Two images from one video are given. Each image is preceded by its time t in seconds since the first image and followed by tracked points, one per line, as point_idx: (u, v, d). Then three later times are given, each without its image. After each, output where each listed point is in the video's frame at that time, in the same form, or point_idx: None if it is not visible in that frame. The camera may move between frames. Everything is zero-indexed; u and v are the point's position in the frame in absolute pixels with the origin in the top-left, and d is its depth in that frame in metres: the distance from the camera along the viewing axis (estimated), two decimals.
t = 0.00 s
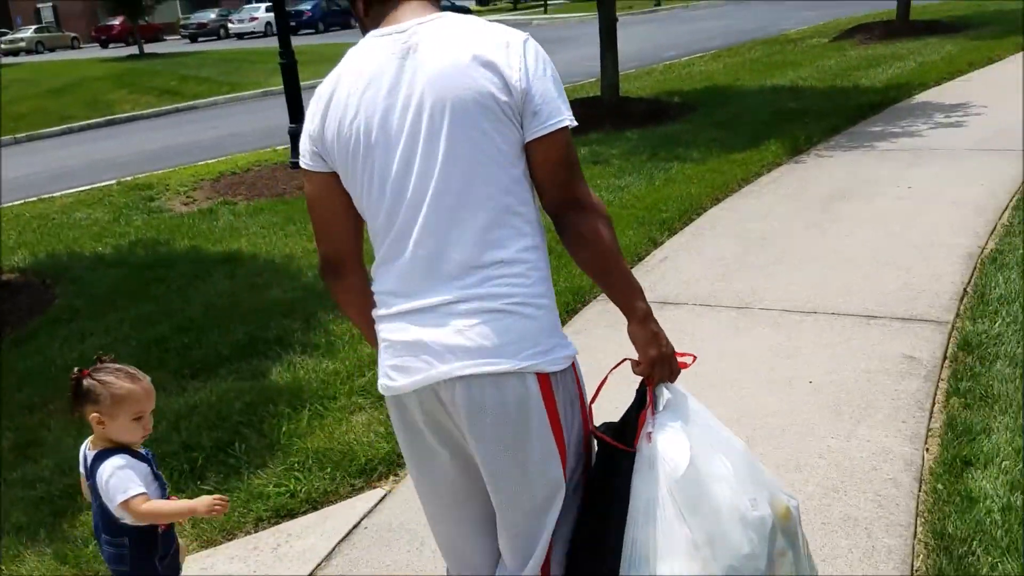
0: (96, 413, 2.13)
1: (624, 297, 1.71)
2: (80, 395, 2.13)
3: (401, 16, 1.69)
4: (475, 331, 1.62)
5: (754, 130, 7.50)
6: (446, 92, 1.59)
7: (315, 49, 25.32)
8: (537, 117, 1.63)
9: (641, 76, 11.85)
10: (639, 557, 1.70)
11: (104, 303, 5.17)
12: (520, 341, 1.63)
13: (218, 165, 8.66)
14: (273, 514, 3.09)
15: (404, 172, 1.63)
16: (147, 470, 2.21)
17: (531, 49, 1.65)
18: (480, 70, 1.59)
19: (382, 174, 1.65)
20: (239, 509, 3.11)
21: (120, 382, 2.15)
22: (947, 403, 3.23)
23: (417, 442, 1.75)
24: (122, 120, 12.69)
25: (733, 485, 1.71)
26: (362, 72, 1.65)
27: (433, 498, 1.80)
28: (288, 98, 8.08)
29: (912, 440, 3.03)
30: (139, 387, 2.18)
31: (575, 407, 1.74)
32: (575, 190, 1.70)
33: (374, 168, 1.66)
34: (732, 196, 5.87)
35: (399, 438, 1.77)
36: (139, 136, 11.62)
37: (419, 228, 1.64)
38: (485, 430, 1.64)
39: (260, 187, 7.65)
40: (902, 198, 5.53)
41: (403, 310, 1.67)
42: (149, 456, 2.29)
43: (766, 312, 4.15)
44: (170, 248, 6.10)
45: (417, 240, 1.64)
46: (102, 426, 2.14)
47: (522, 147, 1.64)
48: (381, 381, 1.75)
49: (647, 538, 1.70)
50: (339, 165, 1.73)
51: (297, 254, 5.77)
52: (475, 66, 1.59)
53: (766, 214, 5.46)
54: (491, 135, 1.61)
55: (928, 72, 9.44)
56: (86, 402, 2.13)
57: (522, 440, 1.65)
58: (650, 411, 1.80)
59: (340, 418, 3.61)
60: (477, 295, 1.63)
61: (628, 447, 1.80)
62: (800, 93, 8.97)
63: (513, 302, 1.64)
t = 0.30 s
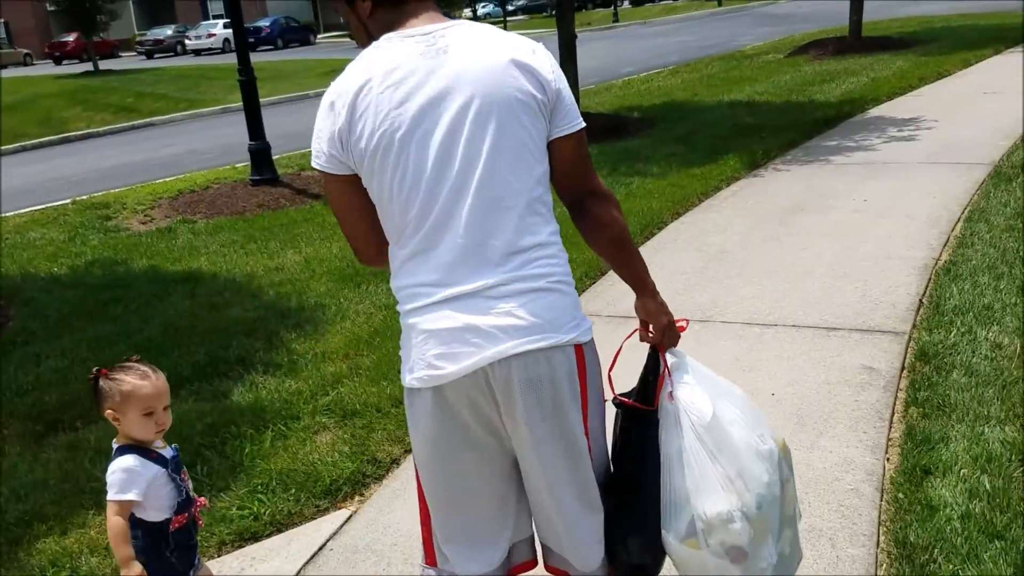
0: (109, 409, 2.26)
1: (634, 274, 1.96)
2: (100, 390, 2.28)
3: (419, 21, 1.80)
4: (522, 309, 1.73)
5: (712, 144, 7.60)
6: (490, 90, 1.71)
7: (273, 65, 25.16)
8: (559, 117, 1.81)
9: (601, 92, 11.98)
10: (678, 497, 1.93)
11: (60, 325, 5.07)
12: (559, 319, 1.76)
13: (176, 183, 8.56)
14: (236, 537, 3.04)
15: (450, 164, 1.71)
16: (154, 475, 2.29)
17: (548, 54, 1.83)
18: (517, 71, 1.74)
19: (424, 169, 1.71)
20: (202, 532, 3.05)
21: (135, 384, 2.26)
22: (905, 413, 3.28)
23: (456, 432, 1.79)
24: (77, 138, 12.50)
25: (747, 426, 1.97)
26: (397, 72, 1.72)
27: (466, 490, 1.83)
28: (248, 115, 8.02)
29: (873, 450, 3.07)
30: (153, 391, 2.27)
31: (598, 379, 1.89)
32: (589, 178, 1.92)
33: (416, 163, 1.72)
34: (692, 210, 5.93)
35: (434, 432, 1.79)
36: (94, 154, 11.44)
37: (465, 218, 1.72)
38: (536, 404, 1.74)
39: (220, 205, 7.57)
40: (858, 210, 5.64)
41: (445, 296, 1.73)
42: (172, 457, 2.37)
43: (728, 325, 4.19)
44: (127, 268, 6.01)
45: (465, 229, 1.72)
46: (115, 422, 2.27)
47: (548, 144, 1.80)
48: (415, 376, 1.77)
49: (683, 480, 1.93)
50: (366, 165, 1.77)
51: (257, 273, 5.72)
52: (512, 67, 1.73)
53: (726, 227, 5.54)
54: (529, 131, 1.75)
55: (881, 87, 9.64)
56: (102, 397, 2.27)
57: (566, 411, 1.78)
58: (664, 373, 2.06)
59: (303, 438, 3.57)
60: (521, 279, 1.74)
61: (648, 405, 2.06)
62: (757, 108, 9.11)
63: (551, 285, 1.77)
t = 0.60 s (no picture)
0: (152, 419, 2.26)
1: (661, 268, 2.10)
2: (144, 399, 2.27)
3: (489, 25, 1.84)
4: (591, 297, 1.76)
5: (697, 157, 7.66)
6: (564, 86, 1.76)
7: (257, 77, 25.12)
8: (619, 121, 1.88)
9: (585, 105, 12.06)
10: (693, 453, 2.20)
11: (43, 338, 5.02)
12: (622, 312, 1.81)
13: (160, 195, 8.52)
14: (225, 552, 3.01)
15: (525, 152, 1.73)
16: (195, 488, 2.27)
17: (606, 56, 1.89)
18: (587, 72, 1.79)
19: (498, 158, 1.74)
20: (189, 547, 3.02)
21: (175, 394, 2.24)
22: (892, 425, 3.30)
23: (523, 418, 1.80)
24: (57, 149, 12.41)
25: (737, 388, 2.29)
26: (475, 65, 1.75)
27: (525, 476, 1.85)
28: (233, 127, 8.00)
29: (861, 461, 3.09)
30: (193, 401, 2.26)
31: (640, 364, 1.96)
32: (628, 171, 1.99)
33: (489, 152, 1.74)
34: (678, 222, 5.96)
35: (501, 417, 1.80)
36: (75, 165, 11.36)
37: (536, 206, 1.74)
38: (601, 390, 1.78)
39: (205, 217, 7.54)
40: (842, 222, 5.69)
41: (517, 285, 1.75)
42: (217, 468, 2.35)
43: (715, 336, 4.21)
44: (111, 280, 5.97)
45: (536, 217, 1.74)
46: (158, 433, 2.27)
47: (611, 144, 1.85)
48: (484, 360, 1.78)
49: (697, 438, 2.20)
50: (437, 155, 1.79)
51: (244, 285, 5.69)
52: (583, 67, 1.79)
53: (712, 239, 5.57)
54: (597, 129, 1.80)
55: (863, 101, 9.74)
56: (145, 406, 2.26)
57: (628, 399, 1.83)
58: (672, 343, 2.23)
59: (291, 451, 3.55)
60: (589, 270, 1.78)
61: (659, 372, 2.18)
62: (740, 121, 9.20)
63: (614, 279, 1.81)
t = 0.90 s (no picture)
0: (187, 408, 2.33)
1: (676, 246, 2.30)
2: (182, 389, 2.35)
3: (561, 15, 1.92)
4: (648, 277, 1.87)
5: (697, 160, 7.68)
6: (631, 77, 1.86)
7: (258, 78, 25.14)
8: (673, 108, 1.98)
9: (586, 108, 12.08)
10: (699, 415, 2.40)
11: (44, 336, 5.02)
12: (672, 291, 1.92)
13: (161, 194, 8.52)
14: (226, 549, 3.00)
15: (591, 140, 1.82)
16: (223, 482, 2.35)
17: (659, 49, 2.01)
18: (646, 64, 1.89)
19: (566, 145, 1.81)
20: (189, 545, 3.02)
21: (208, 386, 2.31)
22: (894, 428, 3.31)
23: (581, 394, 1.91)
24: (57, 149, 12.40)
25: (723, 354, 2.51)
26: (545, 54, 1.81)
27: (579, 448, 1.96)
28: (235, 127, 8.01)
29: (863, 465, 3.10)
30: (226, 391, 2.32)
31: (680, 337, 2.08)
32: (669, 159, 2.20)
33: (557, 139, 1.81)
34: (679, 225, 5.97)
35: (563, 393, 1.91)
36: (75, 165, 11.35)
37: (601, 192, 1.83)
38: (655, 367, 1.90)
39: (206, 217, 7.54)
40: (843, 226, 5.70)
41: (580, 266, 1.84)
42: (246, 466, 2.43)
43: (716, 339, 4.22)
44: (112, 279, 5.97)
45: (600, 202, 1.83)
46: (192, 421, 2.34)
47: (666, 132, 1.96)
48: (546, 338, 1.87)
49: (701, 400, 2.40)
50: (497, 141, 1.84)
51: (245, 285, 5.69)
52: (645, 60, 1.89)
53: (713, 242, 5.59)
54: (656, 118, 1.90)
55: (864, 106, 9.76)
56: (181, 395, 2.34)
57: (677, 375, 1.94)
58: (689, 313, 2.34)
59: (292, 450, 3.55)
60: (645, 252, 1.88)
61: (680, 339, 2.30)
62: (741, 125, 9.21)
63: (668, 260, 1.92)
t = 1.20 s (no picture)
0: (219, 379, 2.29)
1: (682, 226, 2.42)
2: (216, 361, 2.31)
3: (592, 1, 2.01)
4: (666, 254, 2.01)
5: (698, 152, 7.67)
6: (652, 66, 1.99)
7: (259, 66, 25.05)
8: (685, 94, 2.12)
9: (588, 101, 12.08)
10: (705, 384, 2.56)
11: (43, 322, 5.01)
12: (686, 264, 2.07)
13: (161, 181, 8.50)
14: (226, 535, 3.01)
15: (617, 126, 1.94)
16: (256, 451, 2.29)
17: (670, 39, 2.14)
18: (664, 54, 2.03)
19: (594, 129, 1.92)
20: (189, 530, 3.02)
21: (242, 358, 2.27)
22: (893, 421, 3.32)
23: (603, 366, 2.03)
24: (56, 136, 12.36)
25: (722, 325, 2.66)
26: (572, 44, 1.90)
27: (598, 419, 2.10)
28: (236, 115, 8.00)
29: (862, 456, 3.11)
30: (259, 362, 2.28)
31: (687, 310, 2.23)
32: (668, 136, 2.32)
33: (586, 126, 1.92)
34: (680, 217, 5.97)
35: (586, 365, 2.03)
36: (74, 151, 11.32)
37: (625, 175, 1.97)
38: (671, 336, 2.04)
39: (206, 204, 7.53)
40: (844, 219, 5.70)
41: (604, 243, 1.96)
42: (279, 437, 2.38)
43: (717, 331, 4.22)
44: (111, 265, 5.96)
45: (624, 184, 1.97)
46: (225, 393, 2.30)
47: (680, 116, 2.11)
48: (571, 313, 1.99)
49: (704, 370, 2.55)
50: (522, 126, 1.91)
51: (245, 273, 5.69)
52: (664, 51, 2.03)
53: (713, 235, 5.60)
54: (672, 105, 2.03)
55: (865, 100, 9.74)
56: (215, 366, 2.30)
57: (689, 343, 2.09)
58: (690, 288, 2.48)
59: (292, 437, 3.56)
60: (663, 231, 2.02)
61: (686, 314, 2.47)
62: (743, 118, 9.20)
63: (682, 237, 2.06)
